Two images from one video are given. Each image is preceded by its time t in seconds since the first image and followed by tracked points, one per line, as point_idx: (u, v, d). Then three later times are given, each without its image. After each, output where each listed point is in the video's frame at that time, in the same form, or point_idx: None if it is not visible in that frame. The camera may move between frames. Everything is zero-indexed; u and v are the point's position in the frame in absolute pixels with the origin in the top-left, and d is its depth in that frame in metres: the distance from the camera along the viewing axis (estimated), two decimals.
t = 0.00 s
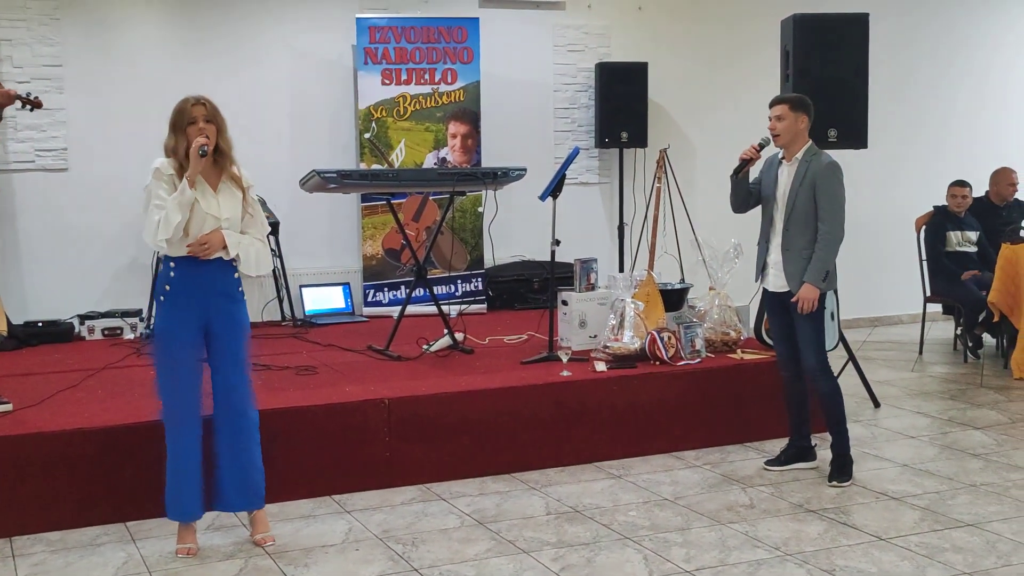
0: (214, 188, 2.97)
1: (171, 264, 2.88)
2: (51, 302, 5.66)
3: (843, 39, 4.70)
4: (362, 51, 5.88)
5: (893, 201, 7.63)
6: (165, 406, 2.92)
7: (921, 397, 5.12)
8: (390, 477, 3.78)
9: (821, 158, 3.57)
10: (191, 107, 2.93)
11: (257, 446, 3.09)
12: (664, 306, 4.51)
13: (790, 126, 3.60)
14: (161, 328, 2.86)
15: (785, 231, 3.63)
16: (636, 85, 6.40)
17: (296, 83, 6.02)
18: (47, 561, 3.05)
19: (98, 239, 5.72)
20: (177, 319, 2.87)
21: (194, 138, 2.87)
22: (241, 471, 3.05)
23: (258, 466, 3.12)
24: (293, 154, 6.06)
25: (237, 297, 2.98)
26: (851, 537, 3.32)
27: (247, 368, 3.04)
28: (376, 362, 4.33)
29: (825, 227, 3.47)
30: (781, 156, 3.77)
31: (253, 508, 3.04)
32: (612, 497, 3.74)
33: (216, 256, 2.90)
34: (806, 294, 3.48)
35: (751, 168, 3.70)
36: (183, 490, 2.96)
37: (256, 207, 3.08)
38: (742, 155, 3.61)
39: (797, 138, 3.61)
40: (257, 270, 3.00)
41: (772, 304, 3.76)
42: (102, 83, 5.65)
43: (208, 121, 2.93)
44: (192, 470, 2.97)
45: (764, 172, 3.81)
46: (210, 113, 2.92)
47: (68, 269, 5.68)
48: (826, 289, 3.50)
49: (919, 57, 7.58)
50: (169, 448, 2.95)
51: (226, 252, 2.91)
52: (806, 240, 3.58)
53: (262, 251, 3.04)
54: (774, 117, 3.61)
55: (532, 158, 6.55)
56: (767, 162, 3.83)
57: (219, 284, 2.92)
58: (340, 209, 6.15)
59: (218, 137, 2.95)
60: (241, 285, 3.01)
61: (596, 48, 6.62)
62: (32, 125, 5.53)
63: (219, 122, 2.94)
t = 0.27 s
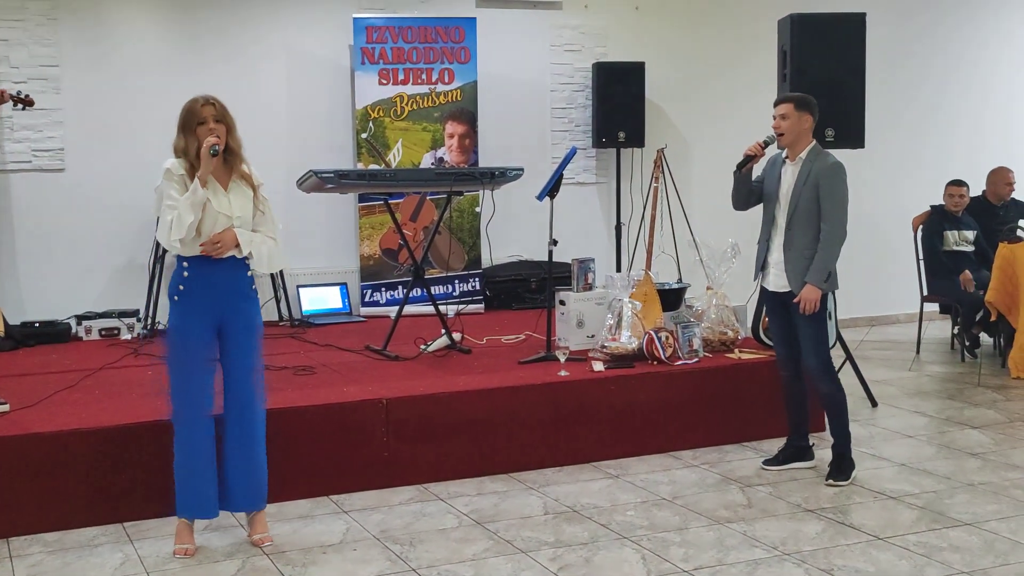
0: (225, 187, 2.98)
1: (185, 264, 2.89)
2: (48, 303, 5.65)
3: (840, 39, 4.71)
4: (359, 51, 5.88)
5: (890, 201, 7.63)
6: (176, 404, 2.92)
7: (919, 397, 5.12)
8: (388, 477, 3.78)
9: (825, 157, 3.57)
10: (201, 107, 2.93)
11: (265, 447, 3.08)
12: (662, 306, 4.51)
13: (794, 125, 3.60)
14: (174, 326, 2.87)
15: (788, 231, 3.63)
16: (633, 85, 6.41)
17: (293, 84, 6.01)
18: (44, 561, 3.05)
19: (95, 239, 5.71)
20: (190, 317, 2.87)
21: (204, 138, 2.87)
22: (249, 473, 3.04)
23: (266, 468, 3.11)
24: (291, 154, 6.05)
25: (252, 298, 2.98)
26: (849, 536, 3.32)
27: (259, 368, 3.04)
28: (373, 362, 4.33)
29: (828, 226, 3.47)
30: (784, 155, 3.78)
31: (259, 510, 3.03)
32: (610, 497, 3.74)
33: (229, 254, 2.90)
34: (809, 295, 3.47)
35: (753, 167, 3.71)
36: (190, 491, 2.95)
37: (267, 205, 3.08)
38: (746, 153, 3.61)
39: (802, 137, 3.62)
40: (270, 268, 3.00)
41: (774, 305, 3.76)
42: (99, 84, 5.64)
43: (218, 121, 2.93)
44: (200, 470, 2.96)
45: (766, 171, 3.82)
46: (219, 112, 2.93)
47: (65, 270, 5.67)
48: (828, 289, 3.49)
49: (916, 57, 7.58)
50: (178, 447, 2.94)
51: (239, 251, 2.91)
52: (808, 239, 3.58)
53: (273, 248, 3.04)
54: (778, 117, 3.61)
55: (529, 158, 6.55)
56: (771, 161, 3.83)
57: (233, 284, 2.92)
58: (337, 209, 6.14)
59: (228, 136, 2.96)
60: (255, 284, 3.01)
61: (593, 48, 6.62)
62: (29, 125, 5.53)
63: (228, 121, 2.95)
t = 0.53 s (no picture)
0: (235, 186, 2.98)
1: (197, 265, 2.90)
2: (45, 303, 5.64)
3: (837, 39, 4.71)
4: (357, 51, 5.87)
5: (887, 201, 7.64)
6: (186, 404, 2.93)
7: (916, 397, 5.13)
8: (387, 478, 3.78)
9: (836, 156, 3.58)
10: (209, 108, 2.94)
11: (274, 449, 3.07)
12: (660, 307, 4.52)
13: (805, 124, 3.61)
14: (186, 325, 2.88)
15: (799, 230, 3.63)
16: (630, 85, 6.41)
17: (291, 85, 6.01)
18: (42, 562, 3.04)
19: (92, 240, 5.70)
20: (202, 317, 2.88)
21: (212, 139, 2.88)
22: (257, 474, 3.03)
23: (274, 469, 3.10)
24: (288, 155, 6.05)
25: (263, 298, 2.98)
26: (847, 536, 3.32)
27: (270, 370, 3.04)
28: (371, 363, 4.33)
29: (840, 226, 3.47)
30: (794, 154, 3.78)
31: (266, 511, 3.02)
32: (608, 497, 3.74)
33: (240, 254, 2.91)
34: (822, 295, 3.47)
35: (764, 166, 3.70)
36: (198, 491, 2.95)
37: (278, 202, 3.08)
38: (755, 153, 3.60)
39: (812, 136, 3.62)
40: (282, 266, 3.01)
41: (784, 305, 3.77)
42: (96, 84, 5.64)
43: (226, 121, 2.94)
44: (208, 470, 2.95)
45: (776, 170, 3.82)
46: (227, 112, 2.93)
47: (62, 271, 5.66)
48: (841, 289, 3.49)
49: (913, 57, 7.59)
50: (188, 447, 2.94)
51: (250, 250, 2.91)
52: (820, 239, 3.58)
53: (285, 246, 3.04)
54: (789, 116, 3.61)
55: (526, 158, 6.55)
56: (780, 161, 3.83)
57: (245, 284, 2.93)
58: (335, 210, 6.14)
59: (237, 136, 2.96)
60: (267, 284, 3.02)
61: (591, 48, 6.62)
62: (26, 126, 5.52)
63: (236, 120, 2.95)
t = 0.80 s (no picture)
0: (239, 187, 2.98)
1: (202, 267, 2.89)
2: (43, 304, 5.64)
3: (834, 41, 4.71)
4: (354, 52, 5.89)
5: (885, 202, 7.65)
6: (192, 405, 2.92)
7: (914, 398, 5.13)
8: (385, 480, 3.78)
9: (849, 157, 3.60)
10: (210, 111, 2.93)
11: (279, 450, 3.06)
12: (658, 308, 4.50)
13: (816, 125, 3.60)
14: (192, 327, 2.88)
15: (812, 233, 3.62)
16: (628, 86, 6.41)
17: (288, 85, 6.01)
18: (39, 565, 3.04)
19: (89, 241, 5.70)
20: (208, 318, 2.88)
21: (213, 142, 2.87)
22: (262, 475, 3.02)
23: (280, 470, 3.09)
24: (286, 156, 6.05)
25: (270, 299, 2.98)
26: (845, 537, 3.32)
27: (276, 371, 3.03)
28: (369, 364, 4.33)
29: (855, 228, 3.48)
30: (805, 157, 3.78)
31: (272, 512, 3.01)
32: (606, 498, 3.74)
33: (246, 256, 2.91)
34: (840, 299, 3.45)
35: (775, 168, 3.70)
36: (203, 492, 2.94)
37: (284, 203, 3.08)
38: (767, 155, 3.61)
39: (823, 137, 3.62)
40: (288, 266, 3.01)
41: (795, 309, 3.77)
42: (93, 86, 5.63)
43: (227, 123, 2.93)
44: (213, 471, 2.95)
45: (787, 173, 3.81)
46: (227, 115, 2.93)
47: (59, 273, 5.66)
48: (857, 292, 3.48)
49: (910, 58, 7.59)
50: (193, 448, 2.94)
51: (255, 251, 2.91)
52: (833, 241, 3.58)
53: (292, 246, 3.04)
54: (800, 117, 3.61)
55: (524, 159, 6.55)
56: (790, 164, 3.83)
57: (251, 285, 2.93)
58: (333, 211, 6.14)
59: (239, 137, 2.96)
60: (272, 285, 3.02)
61: (589, 49, 6.62)
62: (23, 127, 5.52)
63: (238, 122, 2.94)
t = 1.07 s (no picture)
0: (239, 189, 2.99)
1: (201, 268, 2.90)
2: (41, 306, 5.64)
3: (832, 42, 4.72)
4: (352, 53, 5.88)
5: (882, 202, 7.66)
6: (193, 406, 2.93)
7: (912, 398, 5.14)
8: (383, 480, 3.78)
9: (858, 160, 3.60)
10: (209, 112, 2.94)
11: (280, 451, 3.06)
12: (656, 308, 4.52)
13: (826, 127, 3.60)
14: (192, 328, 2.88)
15: (821, 237, 3.63)
16: (626, 88, 6.41)
17: (287, 87, 6.01)
18: (37, 566, 3.04)
19: (87, 243, 5.70)
20: (208, 319, 2.89)
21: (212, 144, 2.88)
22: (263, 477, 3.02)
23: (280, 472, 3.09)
24: (284, 157, 6.05)
25: (270, 300, 2.98)
26: (843, 538, 3.32)
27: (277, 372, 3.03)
28: (367, 365, 4.33)
29: (864, 232, 3.48)
30: (815, 159, 3.78)
31: (272, 514, 3.01)
32: (605, 499, 3.74)
33: (245, 257, 2.91)
34: (847, 303, 3.45)
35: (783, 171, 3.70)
36: (203, 493, 2.94)
37: (284, 204, 3.08)
38: (773, 157, 3.62)
39: (832, 140, 3.63)
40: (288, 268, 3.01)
41: (801, 313, 3.77)
42: (91, 87, 5.64)
43: (226, 124, 2.93)
44: (214, 472, 2.95)
45: (796, 176, 3.82)
46: (227, 116, 2.93)
47: (57, 274, 5.66)
48: (865, 296, 3.48)
49: (908, 59, 7.60)
50: (194, 450, 2.94)
51: (254, 253, 2.90)
52: (842, 245, 3.58)
53: (292, 247, 3.04)
54: (810, 119, 3.61)
55: (522, 160, 6.56)
56: (799, 167, 3.83)
57: (251, 286, 2.93)
58: (331, 212, 6.15)
59: (239, 139, 2.96)
60: (272, 286, 3.01)
61: (587, 50, 6.63)
62: (21, 129, 5.53)
63: (237, 124, 2.95)
